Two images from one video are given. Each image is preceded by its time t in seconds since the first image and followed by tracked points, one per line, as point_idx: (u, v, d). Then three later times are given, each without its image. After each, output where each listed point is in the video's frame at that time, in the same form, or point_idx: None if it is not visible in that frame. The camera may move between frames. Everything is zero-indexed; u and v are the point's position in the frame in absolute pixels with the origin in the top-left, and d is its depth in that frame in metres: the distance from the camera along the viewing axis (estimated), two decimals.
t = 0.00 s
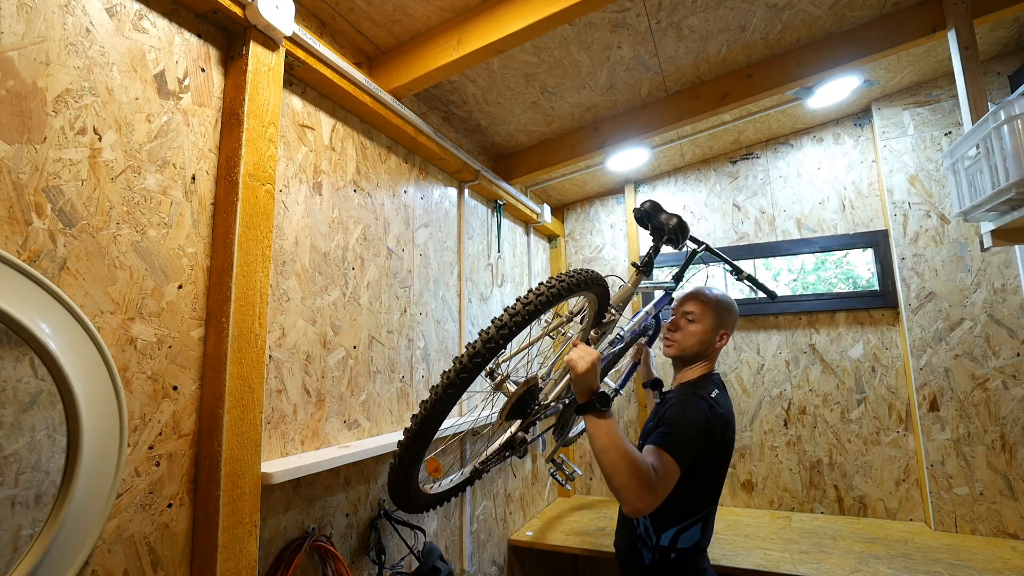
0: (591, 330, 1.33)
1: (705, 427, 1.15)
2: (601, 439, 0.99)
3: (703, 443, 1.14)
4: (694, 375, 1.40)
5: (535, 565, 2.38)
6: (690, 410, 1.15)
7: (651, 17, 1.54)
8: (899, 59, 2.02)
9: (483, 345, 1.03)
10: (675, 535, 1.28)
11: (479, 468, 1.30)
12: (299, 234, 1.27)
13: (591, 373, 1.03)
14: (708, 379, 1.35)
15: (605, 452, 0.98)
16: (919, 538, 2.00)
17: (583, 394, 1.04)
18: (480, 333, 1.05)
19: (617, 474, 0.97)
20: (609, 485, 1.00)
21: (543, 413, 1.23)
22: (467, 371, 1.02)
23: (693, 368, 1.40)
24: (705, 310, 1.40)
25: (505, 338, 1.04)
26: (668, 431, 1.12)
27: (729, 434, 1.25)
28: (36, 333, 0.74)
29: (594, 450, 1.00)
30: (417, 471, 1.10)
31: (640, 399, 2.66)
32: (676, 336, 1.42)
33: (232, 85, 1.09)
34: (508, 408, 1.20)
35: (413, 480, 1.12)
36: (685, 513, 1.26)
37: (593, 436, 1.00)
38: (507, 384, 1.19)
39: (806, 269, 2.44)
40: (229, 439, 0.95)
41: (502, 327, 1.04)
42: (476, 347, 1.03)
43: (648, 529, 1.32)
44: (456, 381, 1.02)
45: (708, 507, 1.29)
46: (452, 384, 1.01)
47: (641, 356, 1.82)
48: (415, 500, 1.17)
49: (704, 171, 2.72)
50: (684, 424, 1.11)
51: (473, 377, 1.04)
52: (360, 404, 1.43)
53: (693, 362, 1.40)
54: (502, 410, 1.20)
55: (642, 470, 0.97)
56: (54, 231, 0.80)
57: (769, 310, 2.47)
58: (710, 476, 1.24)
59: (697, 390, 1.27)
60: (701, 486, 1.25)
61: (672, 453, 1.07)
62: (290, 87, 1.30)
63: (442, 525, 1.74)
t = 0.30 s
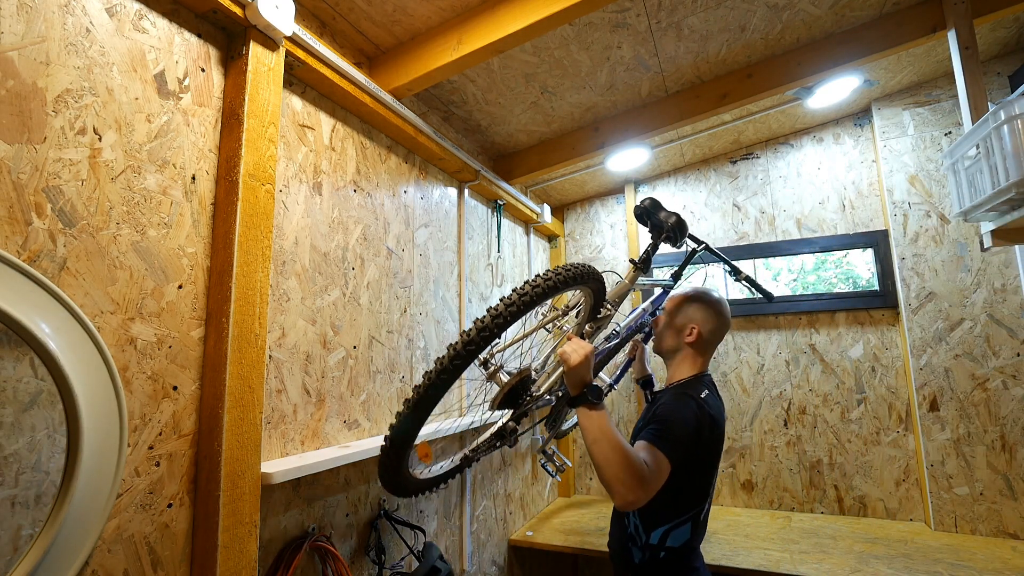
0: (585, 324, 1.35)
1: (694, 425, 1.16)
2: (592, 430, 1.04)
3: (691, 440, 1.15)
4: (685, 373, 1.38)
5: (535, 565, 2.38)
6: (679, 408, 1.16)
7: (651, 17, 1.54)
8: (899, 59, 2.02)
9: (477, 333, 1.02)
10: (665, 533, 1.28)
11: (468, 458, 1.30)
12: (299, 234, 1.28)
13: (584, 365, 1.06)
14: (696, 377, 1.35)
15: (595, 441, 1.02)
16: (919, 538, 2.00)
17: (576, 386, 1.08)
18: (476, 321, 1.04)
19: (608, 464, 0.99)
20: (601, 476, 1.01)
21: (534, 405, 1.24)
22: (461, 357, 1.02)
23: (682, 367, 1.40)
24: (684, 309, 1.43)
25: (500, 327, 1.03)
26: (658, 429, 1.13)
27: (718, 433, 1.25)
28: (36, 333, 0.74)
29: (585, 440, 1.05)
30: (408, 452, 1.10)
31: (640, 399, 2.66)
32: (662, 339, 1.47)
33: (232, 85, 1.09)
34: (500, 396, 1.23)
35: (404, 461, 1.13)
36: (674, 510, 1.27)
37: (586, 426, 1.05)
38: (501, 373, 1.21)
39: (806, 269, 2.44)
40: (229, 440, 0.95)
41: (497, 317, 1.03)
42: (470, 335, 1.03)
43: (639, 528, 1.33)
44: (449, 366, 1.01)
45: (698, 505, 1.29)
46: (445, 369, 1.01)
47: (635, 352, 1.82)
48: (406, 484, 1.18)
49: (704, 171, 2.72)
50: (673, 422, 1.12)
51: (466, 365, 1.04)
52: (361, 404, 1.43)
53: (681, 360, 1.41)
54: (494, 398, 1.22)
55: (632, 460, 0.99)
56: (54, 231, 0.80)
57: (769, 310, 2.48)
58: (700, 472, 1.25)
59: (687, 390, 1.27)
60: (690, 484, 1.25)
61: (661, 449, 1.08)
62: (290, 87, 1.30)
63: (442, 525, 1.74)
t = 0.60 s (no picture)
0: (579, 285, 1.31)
1: (684, 419, 1.16)
2: (577, 386, 1.04)
3: (680, 434, 1.16)
4: (679, 370, 1.37)
5: (535, 565, 2.38)
6: (670, 401, 1.17)
7: (651, 17, 1.54)
8: (899, 59, 2.02)
9: (466, 273, 1.00)
10: (656, 527, 1.29)
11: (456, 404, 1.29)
12: (299, 234, 1.27)
13: (574, 322, 1.06)
14: (688, 375, 1.34)
15: (579, 396, 1.02)
16: (919, 539, 2.00)
17: (566, 342, 1.07)
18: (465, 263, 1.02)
19: (589, 416, 0.99)
20: (578, 431, 1.00)
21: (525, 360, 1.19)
22: (449, 297, 0.99)
23: (676, 366, 1.39)
24: (675, 306, 1.43)
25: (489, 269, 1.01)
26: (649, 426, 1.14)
27: (712, 431, 1.26)
28: (36, 333, 0.74)
29: (568, 395, 1.05)
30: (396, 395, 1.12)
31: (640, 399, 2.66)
32: (659, 338, 1.49)
33: (232, 85, 1.09)
34: (489, 348, 1.19)
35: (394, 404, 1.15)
36: (665, 506, 1.28)
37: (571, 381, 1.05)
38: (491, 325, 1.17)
39: (806, 269, 2.45)
40: (229, 439, 0.95)
41: (487, 259, 1.01)
42: (459, 276, 1.00)
43: (631, 523, 1.35)
44: (437, 305, 0.99)
45: (690, 500, 1.30)
46: (433, 308, 0.98)
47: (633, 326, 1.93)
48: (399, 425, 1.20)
49: (704, 171, 2.72)
50: (663, 410, 1.13)
51: (454, 307, 1.01)
52: (360, 404, 1.43)
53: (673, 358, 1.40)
54: (483, 350, 1.19)
55: (613, 418, 0.98)
56: (54, 231, 0.80)
57: (769, 310, 2.48)
58: (692, 470, 1.25)
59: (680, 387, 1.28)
60: (682, 482, 1.25)
61: (648, 429, 1.08)
62: (290, 87, 1.30)
63: (442, 525, 1.74)
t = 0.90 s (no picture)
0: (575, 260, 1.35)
1: (672, 414, 1.17)
2: (566, 354, 1.06)
3: (669, 429, 1.16)
4: (672, 369, 1.38)
5: (535, 565, 2.38)
6: (657, 397, 1.16)
7: (651, 17, 1.54)
8: (899, 59, 2.02)
9: (462, 236, 1.07)
10: (646, 522, 1.30)
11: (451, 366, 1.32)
12: (299, 234, 1.27)
13: (567, 295, 1.12)
14: (679, 375, 1.35)
15: (569, 363, 1.04)
16: (919, 539, 2.00)
17: (558, 313, 1.11)
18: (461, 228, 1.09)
19: (580, 384, 1.01)
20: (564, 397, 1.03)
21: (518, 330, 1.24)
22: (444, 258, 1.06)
23: (668, 365, 1.40)
24: (664, 307, 1.43)
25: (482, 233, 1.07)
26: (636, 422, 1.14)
27: (702, 429, 1.25)
28: (36, 333, 0.74)
29: (557, 362, 1.06)
30: (391, 358, 1.19)
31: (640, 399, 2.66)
32: (651, 337, 1.50)
33: (232, 85, 1.09)
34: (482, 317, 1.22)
35: (390, 366, 1.22)
36: (654, 501, 1.28)
37: (562, 349, 1.07)
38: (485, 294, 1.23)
39: (806, 269, 2.45)
40: (229, 439, 0.95)
41: (481, 224, 1.08)
42: (455, 239, 1.07)
43: (621, 519, 1.35)
44: (433, 264, 1.06)
45: (679, 495, 1.31)
46: (430, 266, 1.05)
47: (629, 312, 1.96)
48: (395, 387, 1.27)
49: (704, 171, 2.72)
50: (652, 401, 1.15)
51: (449, 266, 1.09)
52: (361, 404, 1.43)
53: (664, 356, 1.41)
54: (477, 319, 1.23)
55: (600, 389, 1.01)
56: (54, 231, 0.80)
57: (769, 309, 2.48)
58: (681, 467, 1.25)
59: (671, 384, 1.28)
60: (672, 478, 1.25)
61: (633, 417, 1.09)
62: (290, 87, 1.30)
63: (442, 525, 1.74)
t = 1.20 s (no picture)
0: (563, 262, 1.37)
1: (666, 411, 1.17)
2: (556, 353, 1.06)
3: (663, 426, 1.16)
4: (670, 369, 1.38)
5: (535, 565, 2.38)
6: (652, 395, 1.16)
7: (651, 17, 1.54)
8: (899, 59, 2.02)
9: (455, 235, 1.09)
10: (644, 518, 1.30)
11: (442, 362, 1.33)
12: (299, 234, 1.27)
13: (555, 294, 1.13)
14: (677, 375, 1.35)
15: (558, 361, 1.05)
16: (919, 538, 2.00)
17: (547, 312, 1.12)
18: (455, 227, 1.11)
19: (570, 379, 1.03)
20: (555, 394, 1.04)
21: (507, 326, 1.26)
22: (439, 255, 1.09)
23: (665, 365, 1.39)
24: (663, 308, 1.43)
25: (475, 232, 1.10)
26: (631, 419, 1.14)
27: (698, 426, 1.25)
28: (36, 333, 0.73)
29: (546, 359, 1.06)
30: (386, 349, 1.20)
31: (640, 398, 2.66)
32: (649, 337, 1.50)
33: (232, 85, 1.09)
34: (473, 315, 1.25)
35: (385, 359, 1.23)
36: (651, 497, 1.29)
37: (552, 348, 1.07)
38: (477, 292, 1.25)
39: (806, 269, 2.45)
40: (229, 439, 0.95)
41: (474, 223, 1.11)
42: (450, 238, 1.10)
43: (620, 515, 1.35)
44: (428, 260, 1.08)
45: (676, 490, 1.31)
46: (424, 263, 1.08)
47: (618, 315, 1.98)
48: (390, 380, 1.28)
49: (704, 171, 2.72)
50: (645, 398, 1.15)
51: (443, 264, 1.11)
52: (361, 404, 1.43)
53: (662, 357, 1.41)
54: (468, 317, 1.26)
55: (589, 383, 1.04)
56: (54, 231, 0.80)
57: (769, 309, 2.48)
58: (678, 462, 1.25)
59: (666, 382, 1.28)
60: (668, 474, 1.25)
61: (626, 413, 1.09)
62: (290, 87, 1.30)
63: (442, 525, 1.74)
